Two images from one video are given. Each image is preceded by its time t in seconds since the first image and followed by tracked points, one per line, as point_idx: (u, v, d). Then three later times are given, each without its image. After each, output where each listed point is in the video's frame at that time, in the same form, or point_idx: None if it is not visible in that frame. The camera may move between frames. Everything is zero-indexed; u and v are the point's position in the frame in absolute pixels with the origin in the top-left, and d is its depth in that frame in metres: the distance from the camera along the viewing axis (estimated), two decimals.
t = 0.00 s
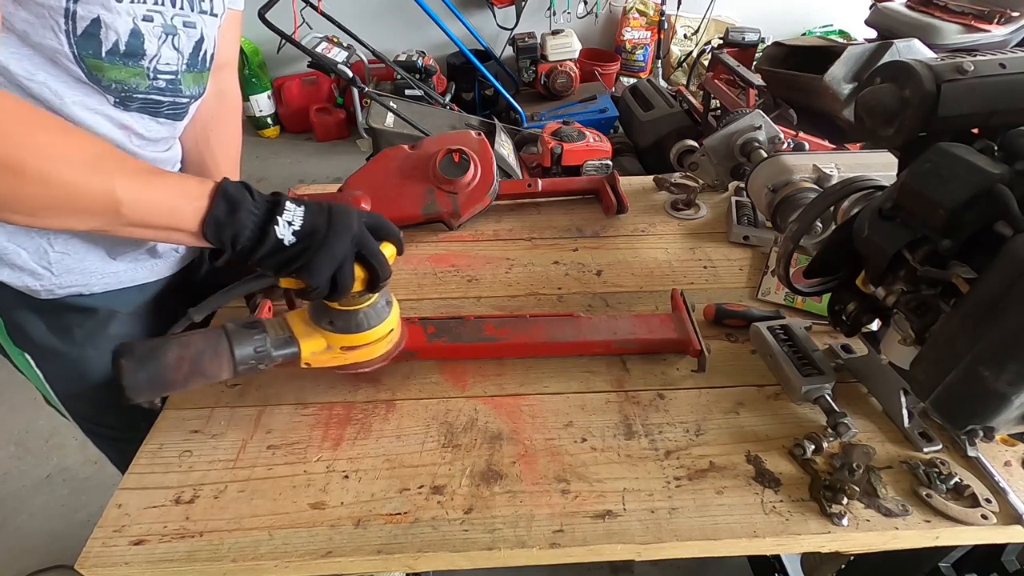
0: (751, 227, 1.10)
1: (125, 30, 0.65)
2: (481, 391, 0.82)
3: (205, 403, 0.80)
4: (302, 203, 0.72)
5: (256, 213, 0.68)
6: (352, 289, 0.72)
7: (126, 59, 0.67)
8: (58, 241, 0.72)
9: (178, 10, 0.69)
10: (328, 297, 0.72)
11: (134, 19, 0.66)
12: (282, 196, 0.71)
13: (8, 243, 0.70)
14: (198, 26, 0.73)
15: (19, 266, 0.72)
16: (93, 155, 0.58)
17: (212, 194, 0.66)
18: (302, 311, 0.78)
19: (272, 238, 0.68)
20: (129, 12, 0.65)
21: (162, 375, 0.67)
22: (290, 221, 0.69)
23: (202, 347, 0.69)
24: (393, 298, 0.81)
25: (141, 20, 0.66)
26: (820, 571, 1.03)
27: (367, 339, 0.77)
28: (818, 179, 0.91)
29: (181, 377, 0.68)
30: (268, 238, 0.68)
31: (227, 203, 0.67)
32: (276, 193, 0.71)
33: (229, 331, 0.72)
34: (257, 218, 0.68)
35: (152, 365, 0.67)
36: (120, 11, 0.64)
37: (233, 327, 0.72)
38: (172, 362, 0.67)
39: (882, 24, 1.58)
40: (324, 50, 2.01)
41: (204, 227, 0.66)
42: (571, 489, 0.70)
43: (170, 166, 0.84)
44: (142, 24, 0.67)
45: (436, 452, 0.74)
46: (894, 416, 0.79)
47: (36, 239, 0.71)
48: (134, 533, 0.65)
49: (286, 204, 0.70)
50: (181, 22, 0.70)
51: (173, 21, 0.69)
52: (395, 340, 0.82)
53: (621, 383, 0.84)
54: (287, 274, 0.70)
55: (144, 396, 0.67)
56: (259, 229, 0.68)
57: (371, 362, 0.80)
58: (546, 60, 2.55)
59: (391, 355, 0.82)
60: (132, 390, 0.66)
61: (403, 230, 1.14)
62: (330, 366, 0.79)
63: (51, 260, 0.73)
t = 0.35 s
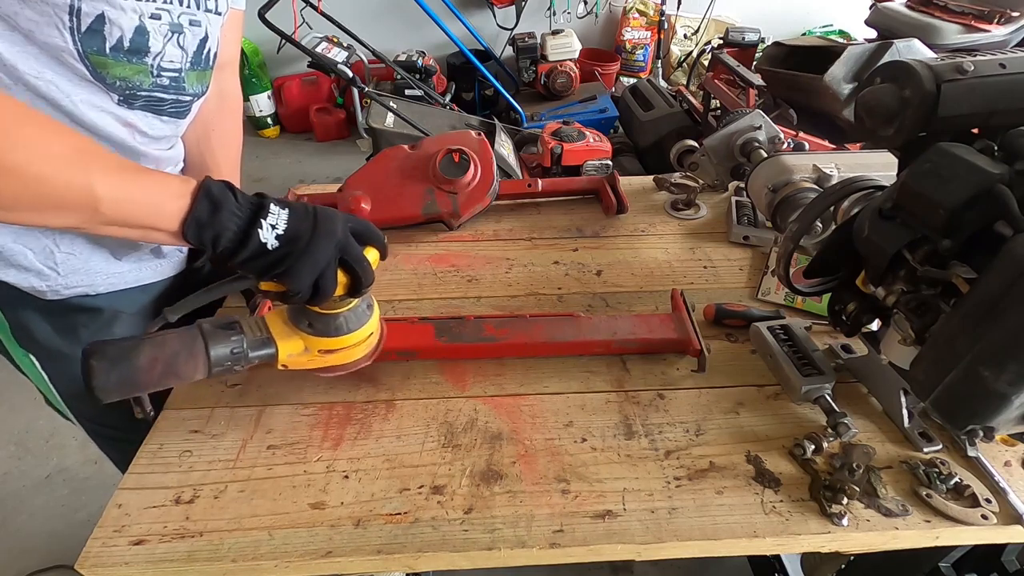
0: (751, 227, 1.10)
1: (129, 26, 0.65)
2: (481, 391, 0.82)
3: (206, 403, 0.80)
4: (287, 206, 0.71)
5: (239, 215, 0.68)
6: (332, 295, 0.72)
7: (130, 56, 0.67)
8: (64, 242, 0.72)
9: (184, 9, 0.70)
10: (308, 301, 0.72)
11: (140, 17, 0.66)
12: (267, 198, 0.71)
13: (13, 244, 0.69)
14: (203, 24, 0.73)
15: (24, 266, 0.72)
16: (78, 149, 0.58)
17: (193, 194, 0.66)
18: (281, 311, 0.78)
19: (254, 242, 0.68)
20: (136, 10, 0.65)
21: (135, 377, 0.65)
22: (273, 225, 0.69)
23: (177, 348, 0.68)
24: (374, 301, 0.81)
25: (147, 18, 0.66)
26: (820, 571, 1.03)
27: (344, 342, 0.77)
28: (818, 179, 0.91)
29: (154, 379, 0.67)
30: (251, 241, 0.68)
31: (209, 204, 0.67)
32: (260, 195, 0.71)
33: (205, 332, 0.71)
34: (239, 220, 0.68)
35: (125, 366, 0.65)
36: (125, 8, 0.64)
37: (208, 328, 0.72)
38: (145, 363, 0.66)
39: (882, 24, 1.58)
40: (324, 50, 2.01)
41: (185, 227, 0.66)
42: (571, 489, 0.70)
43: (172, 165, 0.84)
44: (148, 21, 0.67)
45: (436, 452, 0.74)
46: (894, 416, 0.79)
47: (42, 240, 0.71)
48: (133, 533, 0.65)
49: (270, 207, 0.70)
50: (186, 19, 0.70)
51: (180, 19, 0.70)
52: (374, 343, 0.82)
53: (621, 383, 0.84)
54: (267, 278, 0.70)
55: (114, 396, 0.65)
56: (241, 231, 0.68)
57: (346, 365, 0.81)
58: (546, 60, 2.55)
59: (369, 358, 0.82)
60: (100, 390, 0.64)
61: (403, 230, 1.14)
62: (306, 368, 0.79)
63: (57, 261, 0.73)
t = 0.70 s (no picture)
0: (751, 227, 1.10)
1: (133, 32, 0.65)
2: (481, 391, 0.82)
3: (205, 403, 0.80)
4: (347, 203, 0.71)
5: (305, 216, 0.68)
6: (397, 290, 0.73)
7: (136, 63, 0.67)
8: (58, 244, 0.72)
9: (177, 9, 0.69)
10: (374, 297, 0.72)
11: (139, 21, 0.65)
12: (327, 197, 0.70)
13: (8, 246, 0.70)
14: (197, 24, 0.72)
15: (18, 268, 0.72)
16: (150, 160, 0.57)
17: (263, 197, 0.65)
18: (347, 315, 0.80)
19: (323, 242, 0.67)
20: (135, 13, 0.64)
21: (216, 383, 0.69)
22: (339, 223, 0.68)
23: (253, 353, 0.71)
24: (435, 299, 0.82)
25: (145, 21, 0.65)
26: (820, 571, 1.03)
27: (412, 341, 0.78)
28: (818, 179, 0.91)
29: (234, 385, 0.70)
30: (319, 241, 0.67)
31: (278, 206, 0.66)
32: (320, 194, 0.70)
33: (278, 337, 0.74)
34: (306, 221, 0.68)
35: (208, 373, 0.68)
36: (127, 13, 0.63)
37: (281, 333, 0.74)
38: (224, 369, 0.69)
39: (882, 24, 1.58)
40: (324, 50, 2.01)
41: (256, 231, 0.65)
42: (571, 489, 0.70)
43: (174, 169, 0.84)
44: (146, 24, 0.66)
45: (436, 452, 0.74)
46: (894, 416, 0.79)
47: (36, 242, 0.71)
48: (133, 533, 0.65)
49: (332, 206, 0.69)
50: (180, 20, 0.69)
51: (174, 20, 0.69)
52: (439, 343, 0.83)
53: (621, 383, 0.84)
54: (335, 276, 0.70)
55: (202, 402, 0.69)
56: (309, 232, 0.67)
57: (415, 364, 0.81)
58: (546, 60, 2.55)
59: (435, 355, 0.83)
60: (185, 397, 0.68)
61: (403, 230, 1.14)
62: (376, 369, 0.81)
63: (52, 264, 0.73)
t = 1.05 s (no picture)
0: (751, 227, 1.10)
1: (134, 31, 0.65)
2: (481, 391, 0.82)
3: (205, 403, 0.80)
4: (331, 204, 0.72)
5: (286, 215, 0.68)
6: (382, 290, 0.73)
7: (135, 61, 0.67)
8: (60, 244, 0.72)
9: (184, 10, 0.69)
10: (357, 297, 0.72)
11: (143, 20, 0.65)
12: (311, 198, 0.71)
13: (9, 246, 0.70)
14: (203, 25, 0.73)
15: (20, 269, 0.72)
16: (126, 159, 0.57)
17: (243, 196, 0.66)
18: (330, 316, 0.79)
19: (303, 240, 0.68)
20: (138, 13, 0.65)
21: (195, 382, 0.68)
22: (320, 222, 0.69)
23: (234, 353, 0.70)
24: (418, 299, 0.82)
25: (149, 21, 0.66)
26: (820, 571, 1.03)
27: (394, 340, 0.78)
28: (818, 179, 0.91)
29: (212, 384, 0.69)
30: (300, 239, 0.68)
31: (258, 205, 0.67)
32: (304, 195, 0.71)
33: (260, 336, 0.73)
34: (288, 220, 0.68)
35: (186, 371, 0.68)
36: (129, 12, 0.64)
37: (264, 332, 0.74)
38: (204, 369, 0.68)
39: (882, 24, 1.58)
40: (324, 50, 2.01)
41: (237, 229, 0.66)
42: (571, 489, 0.70)
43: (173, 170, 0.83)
44: (149, 24, 0.66)
45: (436, 452, 0.74)
46: (894, 416, 0.79)
47: (38, 242, 0.71)
48: (134, 533, 0.65)
49: (314, 206, 0.70)
50: (187, 21, 0.70)
51: (180, 21, 0.69)
52: (422, 343, 0.82)
53: (621, 383, 0.84)
54: (317, 275, 0.70)
55: (180, 400, 0.69)
56: (291, 231, 0.68)
57: (396, 364, 0.81)
58: (546, 60, 2.55)
59: (418, 356, 0.82)
60: (166, 396, 0.68)
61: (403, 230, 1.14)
62: (358, 369, 0.80)
63: (54, 264, 0.73)
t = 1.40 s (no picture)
0: (751, 227, 1.10)
1: (133, 30, 0.65)
2: (481, 391, 0.82)
3: (206, 403, 0.80)
4: (306, 206, 0.72)
5: (260, 217, 0.68)
6: (354, 295, 0.74)
7: (134, 59, 0.67)
8: (63, 245, 0.72)
9: (186, 10, 0.70)
10: (330, 302, 0.73)
11: (144, 19, 0.66)
12: (287, 199, 0.71)
13: (12, 246, 0.70)
14: (205, 25, 0.73)
15: (23, 270, 0.72)
16: (96, 156, 0.57)
17: (216, 196, 0.66)
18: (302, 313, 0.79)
19: (276, 244, 0.68)
20: (139, 12, 0.65)
21: (161, 381, 0.68)
22: (295, 226, 0.69)
23: (201, 351, 0.70)
24: (393, 301, 0.81)
25: (150, 20, 0.66)
26: (820, 571, 1.03)
27: (366, 343, 0.77)
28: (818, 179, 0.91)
29: (178, 383, 0.68)
30: (274, 243, 0.68)
31: (232, 206, 0.67)
32: (280, 195, 0.71)
33: (228, 336, 0.73)
34: (261, 222, 0.68)
35: (152, 370, 0.67)
36: (128, 10, 0.64)
37: (232, 330, 0.73)
38: (170, 367, 0.68)
39: (882, 24, 1.58)
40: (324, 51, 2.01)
41: (208, 231, 0.66)
42: (571, 489, 0.70)
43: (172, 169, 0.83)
44: (150, 24, 0.67)
45: (436, 452, 0.74)
46: (894, 416, 0.79)
47: (41, 243, 0.71)
48: (134, 533, 0.65)
49: (290, 208, 0.70)
50: (188, 21, 0.70)
51: (183, 21, 0.70)
52: (394, 343, 0.82)
53: (621, 383, 0.84)
54: (289, 279, 0.70)
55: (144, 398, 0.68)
56: (263, 233, 0.68)
57: (368, 365, 0.80)
58: (546, 60, 2.55)
59: (390, 357, 0.82)
60: (128, 393, 0.67)
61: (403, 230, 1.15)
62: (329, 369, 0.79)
63: (56, 264, 0.73)
